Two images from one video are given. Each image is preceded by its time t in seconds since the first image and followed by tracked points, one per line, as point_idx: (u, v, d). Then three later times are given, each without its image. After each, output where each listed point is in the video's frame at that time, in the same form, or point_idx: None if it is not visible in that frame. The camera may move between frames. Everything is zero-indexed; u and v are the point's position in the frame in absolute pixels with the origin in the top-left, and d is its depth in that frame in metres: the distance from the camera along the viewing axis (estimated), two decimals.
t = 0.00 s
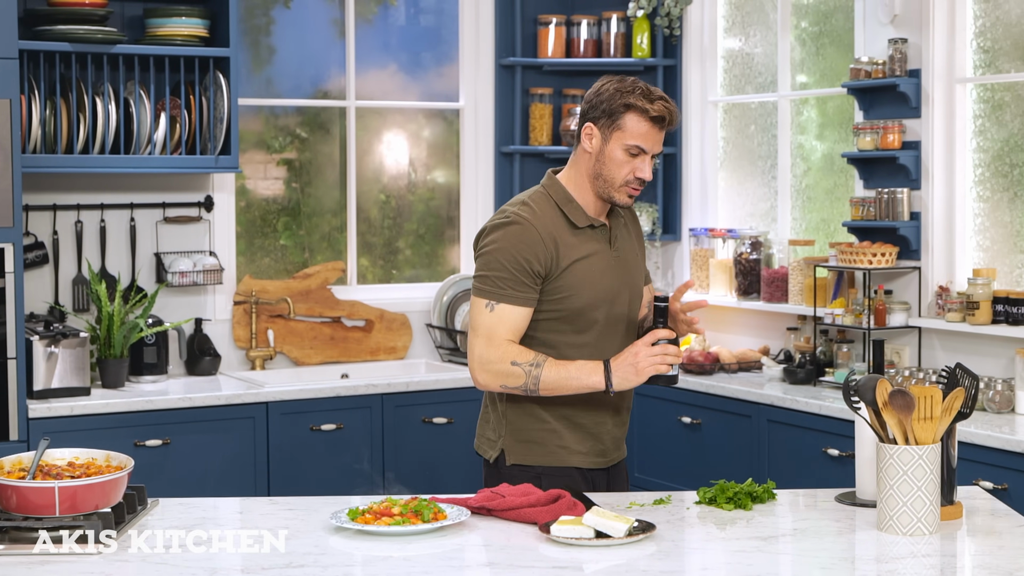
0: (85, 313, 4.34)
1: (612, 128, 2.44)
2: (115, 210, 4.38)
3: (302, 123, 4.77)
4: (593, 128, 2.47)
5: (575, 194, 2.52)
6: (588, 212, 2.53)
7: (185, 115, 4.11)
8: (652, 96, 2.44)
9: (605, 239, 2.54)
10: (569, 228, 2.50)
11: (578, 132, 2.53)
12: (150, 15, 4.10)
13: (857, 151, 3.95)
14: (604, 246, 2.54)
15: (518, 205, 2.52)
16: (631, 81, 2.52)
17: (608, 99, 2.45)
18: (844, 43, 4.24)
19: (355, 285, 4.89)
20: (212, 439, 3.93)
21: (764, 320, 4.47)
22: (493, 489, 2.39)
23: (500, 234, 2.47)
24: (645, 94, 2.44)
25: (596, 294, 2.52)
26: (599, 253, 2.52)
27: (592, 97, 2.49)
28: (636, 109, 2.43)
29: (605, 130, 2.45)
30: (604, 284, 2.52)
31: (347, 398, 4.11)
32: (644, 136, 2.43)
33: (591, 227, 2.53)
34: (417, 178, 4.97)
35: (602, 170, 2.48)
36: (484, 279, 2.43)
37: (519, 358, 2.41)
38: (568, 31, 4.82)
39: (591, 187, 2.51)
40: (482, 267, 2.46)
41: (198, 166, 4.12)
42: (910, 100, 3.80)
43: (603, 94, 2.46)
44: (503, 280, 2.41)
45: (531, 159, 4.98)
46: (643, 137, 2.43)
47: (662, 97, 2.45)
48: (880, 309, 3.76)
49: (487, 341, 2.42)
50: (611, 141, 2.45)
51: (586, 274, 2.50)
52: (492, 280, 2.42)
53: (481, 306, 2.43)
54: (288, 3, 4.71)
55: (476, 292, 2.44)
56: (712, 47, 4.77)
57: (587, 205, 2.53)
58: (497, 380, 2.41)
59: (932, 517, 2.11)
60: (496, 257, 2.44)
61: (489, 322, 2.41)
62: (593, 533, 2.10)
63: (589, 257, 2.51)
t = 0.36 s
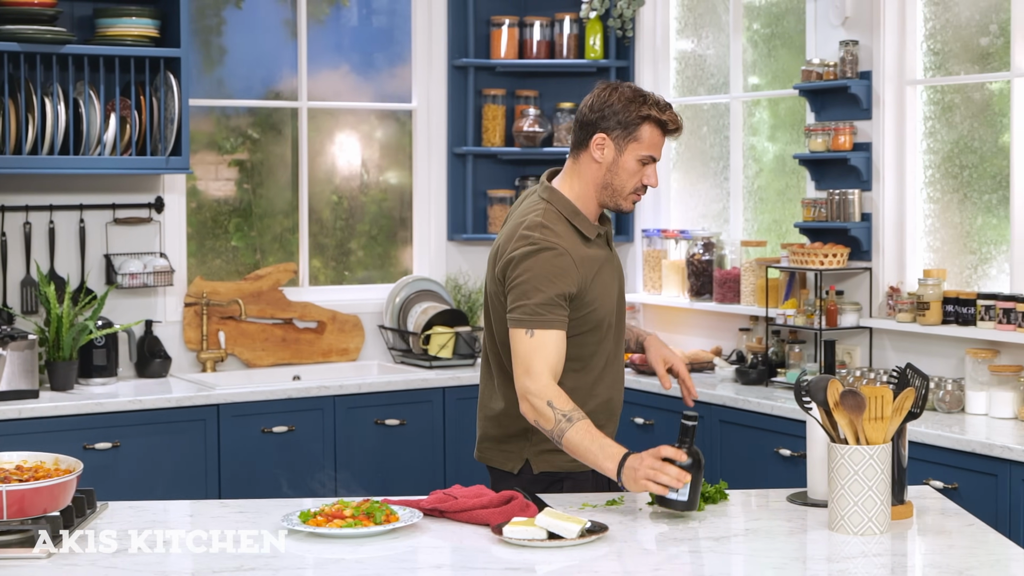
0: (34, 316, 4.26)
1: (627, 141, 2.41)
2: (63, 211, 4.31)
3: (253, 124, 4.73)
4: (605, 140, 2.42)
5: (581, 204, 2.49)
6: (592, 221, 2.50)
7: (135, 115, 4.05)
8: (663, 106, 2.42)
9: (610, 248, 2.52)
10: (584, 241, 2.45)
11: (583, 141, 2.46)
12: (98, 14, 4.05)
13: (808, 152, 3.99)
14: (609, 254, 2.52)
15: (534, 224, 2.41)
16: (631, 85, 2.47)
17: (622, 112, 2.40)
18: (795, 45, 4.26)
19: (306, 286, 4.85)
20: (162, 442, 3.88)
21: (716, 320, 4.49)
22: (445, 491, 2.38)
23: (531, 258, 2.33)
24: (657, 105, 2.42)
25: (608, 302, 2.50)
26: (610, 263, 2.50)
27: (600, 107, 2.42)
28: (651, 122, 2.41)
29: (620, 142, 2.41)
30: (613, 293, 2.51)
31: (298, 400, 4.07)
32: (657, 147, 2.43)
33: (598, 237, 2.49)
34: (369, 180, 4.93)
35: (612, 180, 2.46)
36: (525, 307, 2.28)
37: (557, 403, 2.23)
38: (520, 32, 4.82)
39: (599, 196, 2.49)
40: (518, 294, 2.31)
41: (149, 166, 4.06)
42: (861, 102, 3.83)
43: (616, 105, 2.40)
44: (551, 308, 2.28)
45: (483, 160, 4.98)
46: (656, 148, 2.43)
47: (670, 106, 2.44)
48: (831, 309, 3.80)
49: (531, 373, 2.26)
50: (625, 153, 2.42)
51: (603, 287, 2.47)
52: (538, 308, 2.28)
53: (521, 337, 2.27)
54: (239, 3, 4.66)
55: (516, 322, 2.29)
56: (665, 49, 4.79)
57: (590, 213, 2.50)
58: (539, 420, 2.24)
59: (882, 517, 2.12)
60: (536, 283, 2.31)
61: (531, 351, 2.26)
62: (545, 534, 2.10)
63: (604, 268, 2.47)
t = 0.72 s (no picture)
0: None
1: (676, 151, 2.58)
2: None
3: (186, 125, 4.69)
4: (659, 154, 2.56)
5: (636, 217, 2.60)
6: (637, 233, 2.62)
7: (65, 117, 4.00)
8: (692, 116, 2.62)
9: (645, 267, 2.56)
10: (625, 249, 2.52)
11: (633, 158, 2.58)
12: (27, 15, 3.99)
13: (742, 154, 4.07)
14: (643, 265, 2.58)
15: (586, 228, 2.46)
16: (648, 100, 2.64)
17: (670, 125, 2.56)
18: (728, 48, 4.33)
19: (240, 289, 4.82)
20: (93, 447, 3.83)
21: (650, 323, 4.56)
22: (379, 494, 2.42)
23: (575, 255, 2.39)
24: (687, 115, 2.61)
25: (631, 314, 2.54)
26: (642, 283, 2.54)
27: (648, 125, 2.55)
28: (692, 131, 2.59)
29: (671, 154, 2.57)
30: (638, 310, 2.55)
31: (232, 403, 4.06)
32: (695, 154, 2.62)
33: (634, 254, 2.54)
34: (304, 182, 4.92)
35: (662, 190, 2.61)
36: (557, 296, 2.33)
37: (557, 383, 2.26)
38: (455, 34, 4.85)
39: (650, 207, 2.63)
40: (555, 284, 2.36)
41: (78, 169, 4.01)
42: (794, 104, 3.93)
43: (664, 120, 2.56)
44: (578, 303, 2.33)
45: (418, 161, 5.00)
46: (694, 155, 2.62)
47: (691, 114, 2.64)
48: (765, 311, 3.87)
49: (543, 353, 2.30)
50: (675, 163, 2.59)
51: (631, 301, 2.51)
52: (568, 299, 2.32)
53: (546, 321, 2.31)
54: (171, 4, 4.63)
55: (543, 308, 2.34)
56: (600, 51, 4.86)
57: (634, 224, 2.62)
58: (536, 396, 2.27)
59: (815, 517, 2.19)
60: (572, 278, 2.35)
61: (552, 336, 2.30)
62: (480, 536, 2.13)
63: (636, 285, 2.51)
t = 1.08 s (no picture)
0: None
1: (712, 137, 2.75)
2: None
3: (146, 127, 4.66)
4: (697, 141, 2.74)
5: (678, 201, 2.78)
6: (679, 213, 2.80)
7: (22, 118, 3.96)
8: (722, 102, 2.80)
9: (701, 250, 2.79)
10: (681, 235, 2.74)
11: (672, 145, 2.75)
12: None
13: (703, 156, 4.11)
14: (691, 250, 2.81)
15: (646, 218, 2.65)
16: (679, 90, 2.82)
17: (706, 113, 2.74)
18: (689, 49, 4.36)
19: (200, 291, 4.79)
20: (51, 450, 3.80)
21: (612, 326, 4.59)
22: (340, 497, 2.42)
23: (658, 250, 2.62)
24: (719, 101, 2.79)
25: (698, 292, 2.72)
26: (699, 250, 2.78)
27: (688, 113, 2.73)
28: (726, 118, 2.77)
29: (709, 140, 2.75)
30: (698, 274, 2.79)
31: (192, 406, 4.04)
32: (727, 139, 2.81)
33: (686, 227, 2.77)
34: (265, 184, 4.90)
35: (700, 176, 2.79)
36: (664, 295, 2.60)
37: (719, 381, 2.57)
38: (415, 36, 4.86)
39: (688, 191, 2.80)
40: (657, 281, 2.61)
41: (36, 171, 3.97)
42: (755, 106, 3.97)
43: (700, 109, 2.73)
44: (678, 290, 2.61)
45: (379, 163, 4.99)
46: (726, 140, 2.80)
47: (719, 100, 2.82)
48: (727, 313, 3.91)
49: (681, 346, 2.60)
50: (713, 149, 2.77)
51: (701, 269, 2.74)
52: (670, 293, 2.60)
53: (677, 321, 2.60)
54: (130, 5, 4.60)
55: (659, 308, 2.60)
56: (561, 53, 4.88)
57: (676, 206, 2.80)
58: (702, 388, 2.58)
59: (777, 518, 2.22)
60: (668, 272, 2.61)
61: (679, 331, 2.60)
62: (442, 538, 2.14)
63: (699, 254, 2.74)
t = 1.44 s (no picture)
0: None
1: (779, 145, 2.89)
2: None
3: (117, 128, 4.64)
4: (765, 148, 2.87)
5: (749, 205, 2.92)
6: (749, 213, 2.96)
7: None
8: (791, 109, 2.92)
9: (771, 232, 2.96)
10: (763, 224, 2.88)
11: (741, 151, 2.88)
12: None
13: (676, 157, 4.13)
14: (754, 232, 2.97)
15: (752, 219, 2.76)
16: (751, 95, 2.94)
17: (776, 121, 2.86)
18: (662, 51, 4.38)
19: (173, 293, 4.77)
20: (22, 453, 3.77)
21: (587, 327, 4.61)
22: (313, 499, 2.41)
23: (779, 247, 2.73)
24: (790, 108, 2.91)
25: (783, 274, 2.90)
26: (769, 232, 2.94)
27: (756, 121, 2.85)
28: (795, 126, 2.91)
29: (776, 148, 2.88)
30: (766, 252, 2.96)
31: (164, 408, 4.02)
32: (795, 146, 2.94)
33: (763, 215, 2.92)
34: (237, 185, 4.88)
35: (768, 180, 2.92)
36: (796, 294, 2.73)
37: (865, 359, 2.85)
38: (388, 37, 4.86)
39: (757, 195, 2.94)
40: (784, 277, 2.74)
41: (6, 172, 3.94)
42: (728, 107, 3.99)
43: (771, 117, 2.86)
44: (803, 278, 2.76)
45: (352, 165, 4.99)
46: (794, 147, 2.94)
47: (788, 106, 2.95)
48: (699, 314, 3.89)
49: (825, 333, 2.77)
50: (779, 155, 2.90)
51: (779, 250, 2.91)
52: (802, 283, 2.74)
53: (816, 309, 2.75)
54: (101, 6, 4.58)
55: (795, 303, 2.74)
56: (534, 54, 4.89)
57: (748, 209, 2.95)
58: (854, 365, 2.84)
59: (750, 518, 2.23)
60: (794, 266, 2.74)
61: (819, 320, 2.75)
62: (415, 540, 2.14)
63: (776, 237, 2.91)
